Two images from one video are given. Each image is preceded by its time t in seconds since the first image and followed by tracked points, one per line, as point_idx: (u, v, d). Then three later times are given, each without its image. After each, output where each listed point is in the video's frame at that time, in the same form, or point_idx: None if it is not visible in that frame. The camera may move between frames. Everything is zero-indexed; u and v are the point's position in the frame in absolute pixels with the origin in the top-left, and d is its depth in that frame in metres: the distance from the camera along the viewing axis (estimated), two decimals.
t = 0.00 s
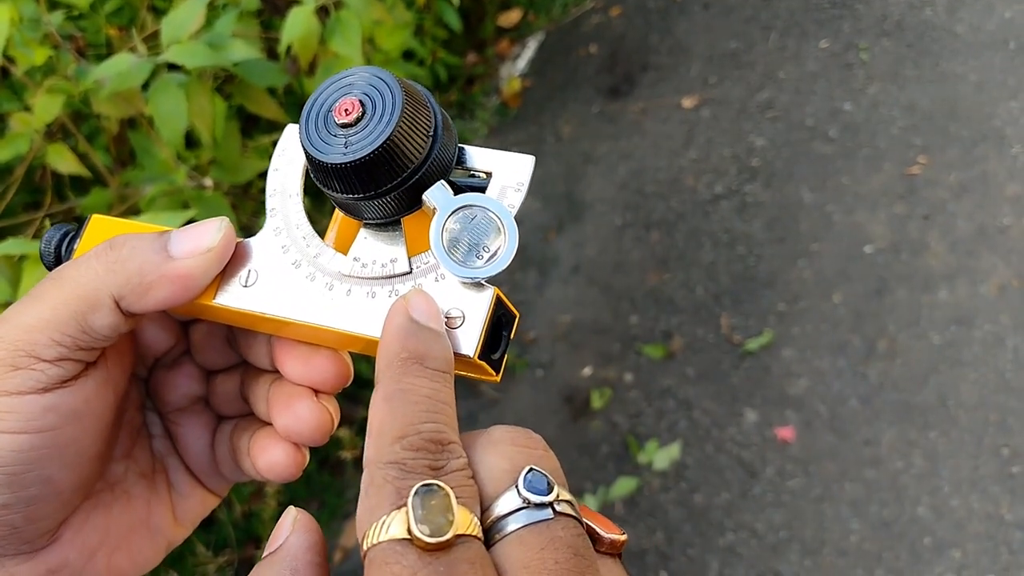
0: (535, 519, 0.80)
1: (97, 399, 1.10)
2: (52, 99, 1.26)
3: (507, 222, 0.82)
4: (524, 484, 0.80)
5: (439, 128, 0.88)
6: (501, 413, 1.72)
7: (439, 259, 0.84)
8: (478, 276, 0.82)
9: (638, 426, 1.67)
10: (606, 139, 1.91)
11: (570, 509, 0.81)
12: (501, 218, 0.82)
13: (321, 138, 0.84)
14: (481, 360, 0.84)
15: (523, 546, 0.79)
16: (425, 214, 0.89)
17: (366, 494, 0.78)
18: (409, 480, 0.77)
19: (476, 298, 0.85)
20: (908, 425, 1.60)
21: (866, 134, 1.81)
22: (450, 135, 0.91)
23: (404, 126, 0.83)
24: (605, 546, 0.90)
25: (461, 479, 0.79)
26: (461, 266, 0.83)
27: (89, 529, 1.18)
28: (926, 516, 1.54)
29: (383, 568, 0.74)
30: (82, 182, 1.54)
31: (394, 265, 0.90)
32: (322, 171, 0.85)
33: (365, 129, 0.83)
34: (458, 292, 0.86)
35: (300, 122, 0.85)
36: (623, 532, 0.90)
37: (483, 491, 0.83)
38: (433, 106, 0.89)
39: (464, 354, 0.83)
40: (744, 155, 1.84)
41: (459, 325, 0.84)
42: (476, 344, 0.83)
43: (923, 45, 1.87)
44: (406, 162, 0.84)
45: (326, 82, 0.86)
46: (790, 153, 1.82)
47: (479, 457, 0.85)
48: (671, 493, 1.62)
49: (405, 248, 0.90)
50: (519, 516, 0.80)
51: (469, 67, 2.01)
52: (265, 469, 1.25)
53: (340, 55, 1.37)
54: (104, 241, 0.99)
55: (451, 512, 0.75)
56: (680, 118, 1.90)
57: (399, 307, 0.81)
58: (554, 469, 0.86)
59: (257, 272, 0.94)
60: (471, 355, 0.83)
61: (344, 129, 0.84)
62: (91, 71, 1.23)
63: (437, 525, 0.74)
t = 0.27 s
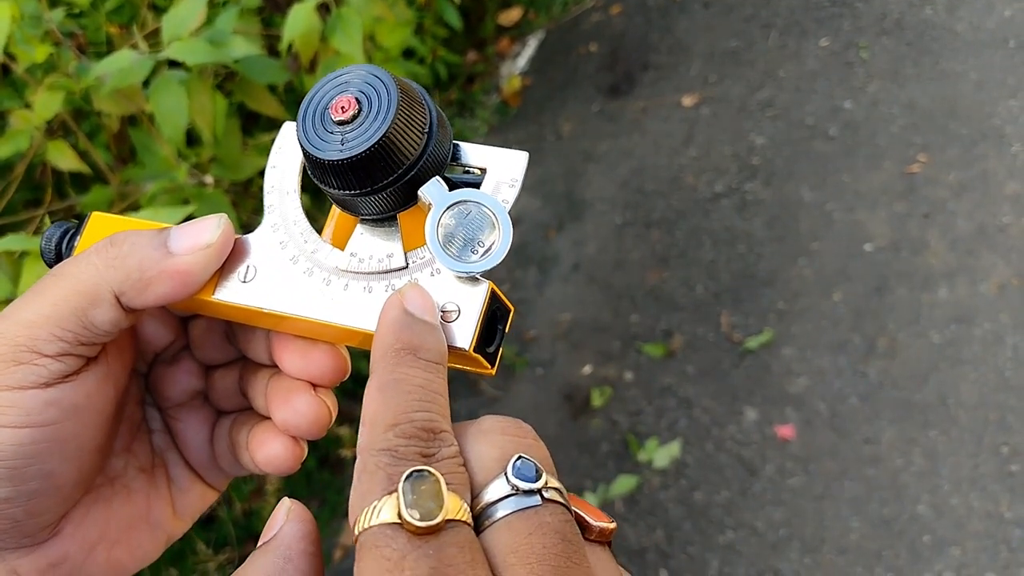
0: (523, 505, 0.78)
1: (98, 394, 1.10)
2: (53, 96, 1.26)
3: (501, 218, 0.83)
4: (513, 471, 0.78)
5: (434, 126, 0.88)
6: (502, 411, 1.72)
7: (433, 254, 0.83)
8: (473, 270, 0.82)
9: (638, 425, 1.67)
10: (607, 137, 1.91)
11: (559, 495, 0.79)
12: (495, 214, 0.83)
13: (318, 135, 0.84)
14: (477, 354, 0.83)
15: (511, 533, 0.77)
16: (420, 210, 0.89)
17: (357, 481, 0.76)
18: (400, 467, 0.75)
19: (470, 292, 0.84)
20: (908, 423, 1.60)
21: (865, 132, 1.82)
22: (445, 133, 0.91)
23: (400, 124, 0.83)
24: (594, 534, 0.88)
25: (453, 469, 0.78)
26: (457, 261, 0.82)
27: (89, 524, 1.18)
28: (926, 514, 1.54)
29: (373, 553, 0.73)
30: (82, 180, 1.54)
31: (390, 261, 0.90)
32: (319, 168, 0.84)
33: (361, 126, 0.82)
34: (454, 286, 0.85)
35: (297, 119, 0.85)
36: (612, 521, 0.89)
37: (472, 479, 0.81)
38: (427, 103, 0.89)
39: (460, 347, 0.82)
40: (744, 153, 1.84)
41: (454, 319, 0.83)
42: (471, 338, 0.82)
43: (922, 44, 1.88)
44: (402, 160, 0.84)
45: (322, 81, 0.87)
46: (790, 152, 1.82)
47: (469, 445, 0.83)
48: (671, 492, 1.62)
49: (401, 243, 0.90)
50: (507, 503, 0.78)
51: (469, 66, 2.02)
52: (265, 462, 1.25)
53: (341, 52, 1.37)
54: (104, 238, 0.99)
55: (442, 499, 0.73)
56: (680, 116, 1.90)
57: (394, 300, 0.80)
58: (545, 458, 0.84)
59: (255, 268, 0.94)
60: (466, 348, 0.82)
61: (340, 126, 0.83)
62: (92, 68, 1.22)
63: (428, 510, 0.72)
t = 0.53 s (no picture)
0: (480, 483, 0.79)
1: (100, 378, 1.09)
2: (51, 95, 1.25)
3: (495, 202, 0.83)
4: (470, 449, 0.80)
5: (428, 111, 0.88)
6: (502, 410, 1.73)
7: (428, 238, 0.83)
8: (467, 254, 0.82)
9: (637, 423, 1.67)
10: (606, 136, 1.91)
11: (517, 472, 0.81)
12: (489, 198, 0.83)
13: (313, 122, 0.84)
14: (472, 336, 0.84)
15: (469, 511, 0.78)
16: (414, 196, 0.90)
17: (306, 459, 0.76)
18: (349, 445, 0.75)
19: (465, 275, 0.85)
20: (908, 422, 1.60)
21: (865, 131, 1.82)
22: (439, 120, 0.91)
23: (394, 109, 0.83)
24: (558, 508, 0.89)
25: (403, 440, 0.77)
26: (451, 246, 0.83)
27: (89, 511, 1.17)
28: (925, 512, 1.54)
29: (321, 537, 0.73)
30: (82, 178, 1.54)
31: (386, 245, 0.91)
32: (315, 154, 0.85)
33: (356, 112, 0.83)
34: (448, 269, 0.86)
35: (292, 107, 0.85)
36: (577, 494, 0.90)
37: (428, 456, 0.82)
38: (421, 91, 0.89)
39: (455, 329, 0.83)
40: (744, 151, 1.84)
41: (449, 301, 0.84)
42: (466, 320, 0.83)
43: (922, 42, 1.87)
44: (397, 144, 0.84)
45: (318, 70, 0.87)
46: (790, 150, 1.82)
47: (426, 422, 0.83)
48: (671, 490, 1.62)
49: (396, 229, 0.91)
50: (464, 481, 0.79)
51: (469, 63, 2.03)
52: (264, 447, 1.25)
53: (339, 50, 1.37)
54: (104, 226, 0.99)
55: (388, 479, 0.73)
56: (680, 115, 1.90)
57: (338, 273, 0.79)
58: (504, 432, 0.85)
59: (252, 254, 0.94)
60: (461, 330, 0.83)
61: (336, 113, 0.84)
62: (90, 67, 1.23)
63: (375, 493, 0.73)
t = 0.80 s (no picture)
0: (365, 470, 0.74)
1: (86, 380, 1.09)
2: (47, 94, 1.26)
3: (478, 203, 0.83)
4: (350, 437, 0.74)
5: (410, 113, 0.88)
6: (500, 407, 1.73)
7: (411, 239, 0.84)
8: (449, 254, 0.83)
9: (635, 420, 1.67)
10: (604, 133, 1.91)
11: (405, 453, 0.76)
12: (470, 198, 0.84)
13: (295, 124, 0.84)
14: (456, 335, 0.85)
15: (351, 501, 0.73)
16: (398, 196, 0.89)
17: (174, 466, 0.71)
18: (215, 449, 0.71)
19: (448, 276, 0.86)
20: (905, 419, 1.60)
21: (863, 128, 1.82)
22: (421, 120, 0.91)
23: (376, 112, 0.83)
24: (460, 480, 0.85)
25: (276, 433, 0.73)
26: (432, 246, 0.83)
27: (78, 511, 1.13)
28: (922, 509, 1.54)
29: (190, 552, 0.68)
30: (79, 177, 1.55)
31: (369, 246, 0.90)
32: (298, 157, 0.85)
33: (337, 115, 0.83)
34: (431, 270, 0.86)
35: (275, 108, 0.85)
36: (479, 463, 0.85)
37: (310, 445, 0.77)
38: (402, 91, 0.89)
39: (439, 329, 0.84)
40: (742, 149, 1.84)
41: (433, 301, 0.85)
42: (450, 320, 0.84)
43: (921, 39, 1.87)
44: (378, 146, 0.84)
45: (299, 71, 0.87)
46: (788, 148, 1.82)
47: (307, 410, 0.78)
48: (668, 487, 1.62)
49: (379, 229, 0.90)
50: (348, 471, 0.74)
51: (467, 61, 2.04)
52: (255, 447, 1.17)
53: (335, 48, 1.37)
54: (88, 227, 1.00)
55: (258, 480, 0.68)
56: (678, 112, 1.90)
57: (196, 258, 0.73)
58: (393, 410, 0.80)
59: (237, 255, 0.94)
60: (445, 330, 0.84)
61: (318, 115, 0.84)
62: (86, 66, 1.23)
63: (243, 497, 0.68)
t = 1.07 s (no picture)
0: (321, 468, 0.75)
1: (83, 377, 1.09)
2: (46, 92, 1.25)
3: (474, 202, 0.83)
4: (304, 436, 0.75)
5: (406, 113, 0.88)
6: (499, 405, 1.73)
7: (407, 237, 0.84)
8: (445, 253, 0.83)
9: (634, 418, 1.67)
10: (603, 131, 1.91)
11: (361, 450, 0.77)
12: (466, 198, 0.84)
13: (292, 124, 0.84)
14: (452, 333, 0.84)
15: (307, 498, 0.74)
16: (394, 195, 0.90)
17: (137, 477, 0.74)
18: (172, 454, 0.73)
19: (444, 275, 0.85)
20: (903, 416, 1.60)
21: (862, 125, 1.82)
22: (417, 120, 0.91)
23: (373, 112, 0.83)
24: (416, 476, 0.85)
25: (232, 436, 0.75)
26: (428, 244, 0.83)
27: (78, 507, 1.14)
28: (920, 506, 1.54)
29: (154, 554, 0.70)
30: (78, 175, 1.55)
31: (366, 245, 0.90)
32: (296, 157, 0.85)
33: (335, 115, 0.83)
34: (427, 268, 0.86)
35: (272, 108, 0.85)
36: (435, 458, 0.86)
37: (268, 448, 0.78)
38: (399, 91, 0.89)
39: (434, 327, 0.83)
40: (740, 146, 1.84)
41: (429, 299, 0.85)
42: (446, 317, 0.83)
43: (919, 36, 1.87)
44: (375, 146, 0.84)
45: (297, 71, 0.87)
46: (786, 146, 1.82)
47: (265, 416, 0.80)
48: (667, 484, 1.62)
49: (376, 227, 0.91)
50: (304, 469, 0.75)
51: (466, 59, 2.05)
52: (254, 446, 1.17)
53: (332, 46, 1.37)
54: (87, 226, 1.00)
55: (213, 478, 0.70)
56: (677, 110, 1.90)
57: (151, 277, 0.79)
58: (348, 411, 0.81)
59: (235, 254, 0.95)
60: (441, 327, 0.83)
61: (315, 115, 0.84)
62: (84, 64, 1.23)
63: (200, 495, 0.69)
